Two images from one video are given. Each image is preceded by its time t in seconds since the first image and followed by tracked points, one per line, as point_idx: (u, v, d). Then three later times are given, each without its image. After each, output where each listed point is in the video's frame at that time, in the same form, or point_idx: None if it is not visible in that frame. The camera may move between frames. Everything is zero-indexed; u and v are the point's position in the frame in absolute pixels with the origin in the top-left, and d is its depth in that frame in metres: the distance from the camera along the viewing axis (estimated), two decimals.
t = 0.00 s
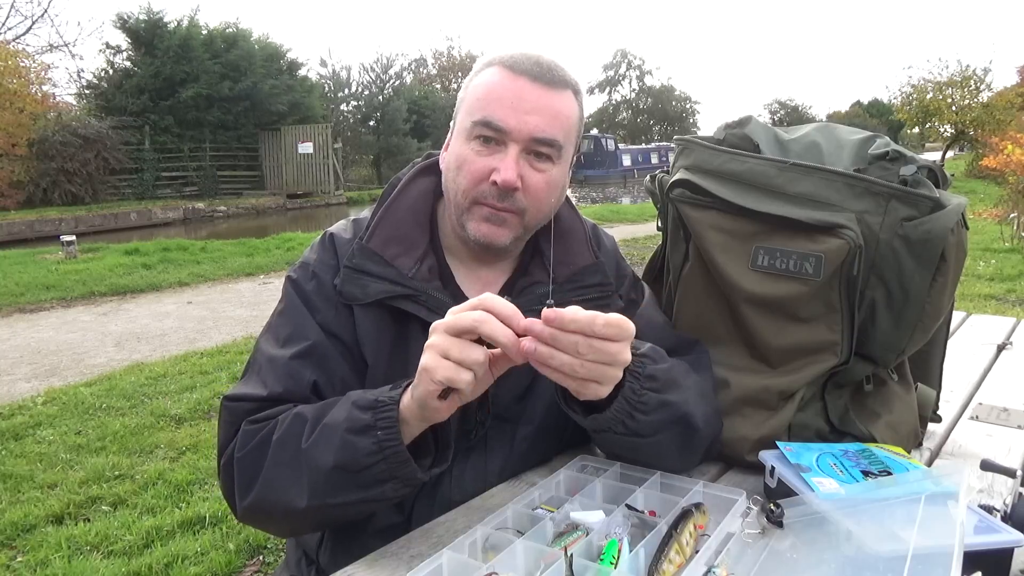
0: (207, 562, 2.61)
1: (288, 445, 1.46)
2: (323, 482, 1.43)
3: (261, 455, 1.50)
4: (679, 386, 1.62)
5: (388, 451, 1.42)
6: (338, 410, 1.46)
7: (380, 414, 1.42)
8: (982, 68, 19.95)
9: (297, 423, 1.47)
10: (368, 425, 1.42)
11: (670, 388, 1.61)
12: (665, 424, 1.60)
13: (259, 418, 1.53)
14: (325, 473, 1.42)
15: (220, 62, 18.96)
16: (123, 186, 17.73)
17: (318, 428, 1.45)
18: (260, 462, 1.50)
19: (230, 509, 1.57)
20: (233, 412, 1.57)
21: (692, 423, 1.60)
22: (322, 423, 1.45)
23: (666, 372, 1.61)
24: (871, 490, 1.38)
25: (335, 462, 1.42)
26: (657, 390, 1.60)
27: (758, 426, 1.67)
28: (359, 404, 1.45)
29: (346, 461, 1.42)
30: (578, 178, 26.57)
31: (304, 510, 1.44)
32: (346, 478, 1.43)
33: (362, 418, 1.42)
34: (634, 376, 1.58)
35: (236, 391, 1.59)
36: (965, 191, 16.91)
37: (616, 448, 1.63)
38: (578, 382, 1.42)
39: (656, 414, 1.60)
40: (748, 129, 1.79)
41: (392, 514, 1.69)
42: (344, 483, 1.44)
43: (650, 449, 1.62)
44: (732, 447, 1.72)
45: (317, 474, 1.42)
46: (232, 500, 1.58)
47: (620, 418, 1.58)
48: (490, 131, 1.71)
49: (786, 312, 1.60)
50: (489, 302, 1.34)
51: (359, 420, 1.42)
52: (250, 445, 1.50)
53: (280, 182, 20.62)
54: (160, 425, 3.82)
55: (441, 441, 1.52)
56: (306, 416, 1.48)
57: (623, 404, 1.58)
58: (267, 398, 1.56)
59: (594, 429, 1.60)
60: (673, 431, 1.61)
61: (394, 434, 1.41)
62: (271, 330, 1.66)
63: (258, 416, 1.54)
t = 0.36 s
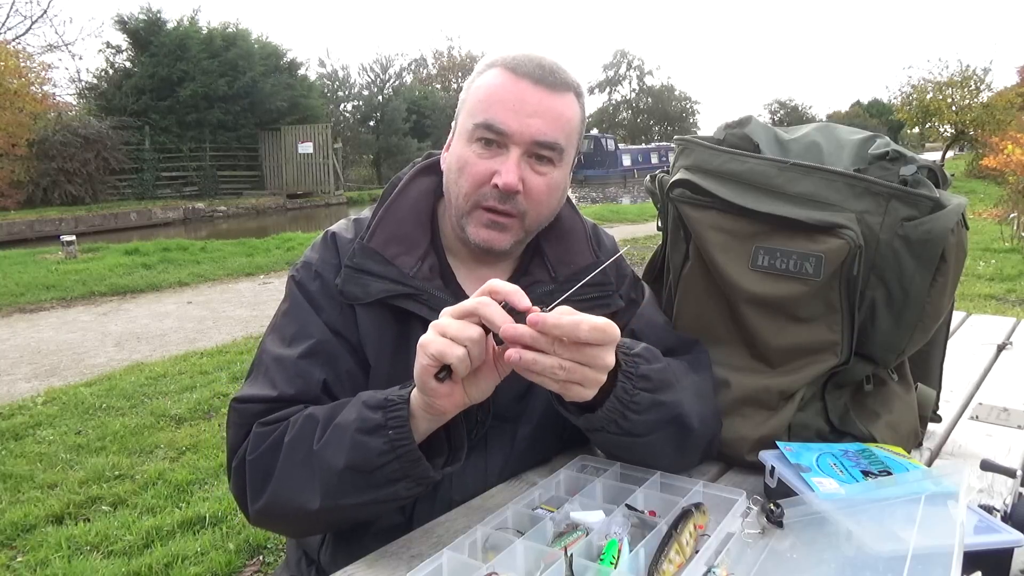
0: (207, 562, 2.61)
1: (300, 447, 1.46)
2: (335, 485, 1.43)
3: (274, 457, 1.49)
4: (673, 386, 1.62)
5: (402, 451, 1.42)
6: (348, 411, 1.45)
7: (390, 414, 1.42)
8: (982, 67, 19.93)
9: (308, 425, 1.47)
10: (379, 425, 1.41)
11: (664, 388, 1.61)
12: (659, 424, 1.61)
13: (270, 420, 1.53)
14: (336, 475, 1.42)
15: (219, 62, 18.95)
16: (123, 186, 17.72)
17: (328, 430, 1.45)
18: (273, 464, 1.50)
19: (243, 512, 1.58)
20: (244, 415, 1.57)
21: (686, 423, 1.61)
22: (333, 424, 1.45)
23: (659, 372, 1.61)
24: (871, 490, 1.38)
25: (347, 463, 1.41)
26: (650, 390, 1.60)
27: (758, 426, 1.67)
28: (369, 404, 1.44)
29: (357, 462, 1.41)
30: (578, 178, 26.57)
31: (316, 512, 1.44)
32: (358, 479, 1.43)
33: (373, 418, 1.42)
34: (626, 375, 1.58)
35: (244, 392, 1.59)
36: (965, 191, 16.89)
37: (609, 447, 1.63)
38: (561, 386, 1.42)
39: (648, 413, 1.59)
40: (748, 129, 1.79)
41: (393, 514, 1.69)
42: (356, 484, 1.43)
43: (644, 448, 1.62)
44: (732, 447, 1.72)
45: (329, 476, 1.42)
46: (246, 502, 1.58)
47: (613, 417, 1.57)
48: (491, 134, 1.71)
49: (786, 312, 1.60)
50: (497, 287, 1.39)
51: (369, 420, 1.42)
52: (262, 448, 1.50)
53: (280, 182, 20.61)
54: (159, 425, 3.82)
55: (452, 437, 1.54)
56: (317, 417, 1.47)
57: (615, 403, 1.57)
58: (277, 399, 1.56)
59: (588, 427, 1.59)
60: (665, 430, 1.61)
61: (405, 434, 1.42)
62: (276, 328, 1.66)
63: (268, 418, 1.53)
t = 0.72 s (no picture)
0: (207, 562, 2.61)
1: (289, 439, 1.46)
2: (322, 474, 1.43)
3: (265, 451, 1.50)
4: (686, 387, 1.62)
5: (385, 438, 1.42)
6: (335, 401, 1.45)
7: (376, 401, 1.42)
8: (982, 68, 19.94)
9: (297, 418, 1.47)
10: (364, 413, 1.41)
11: (677, 388, 1.61)
12: (671, 423, 1.60)
13: (262, 416, 1.54)
14: (323, 464, 1.42)
15: (219, 62, 18.96)
16: (122, 186, 17.72)
17: (316, 420, 1.45)
18: (265, 458, 1.50)
19: (239, 509, 1.58)
20: (238, 413, 1.57)
21: (697, 423, 1.61)
22: (321, 415, 1.45)
23: (672, 370, 1.62)
24: (871, 490, 1.38)
25: (332, 451, 1.42)
26: (664, 388, 1.61)
27: (758, 426, 1.67)
28: (355, 393, 1.44)
29: (343, 450, 1.42)
30: (578, 178, 26.58)
31: (305, 503, 1.44)
32: (345, 468, 1.44)
33: (358, 406, 1.42)
34: (643, 373, 1.59)
35: (241, 391, 1.59)
36: (965, 191, 16.90)
37: (618, 446, 1.63)
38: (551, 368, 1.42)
39: (662, 413, 1.60)
40: (748, 129, 1.79)
41: (393, 513, 1.69)
42: (343, 473, 1.44)
43: (655, 448, 1.61)
44: (733, 447, 1.72)
45: (317, 466, 1.42)
46: (241, 500, 1.58)
47: (629, 415, 1.58)
48: (495, 140, 1.71)
49: (786, 312, 1.60)
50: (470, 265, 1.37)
51: (355, 408, 1.42)
52: (254, 443, 1.51)
53: (280, 182, 20.62)
54: (160, 425, 3.82)
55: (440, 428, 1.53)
56: (306, 409, 1.48)
57: (632, 401, 1.58)
58: (272, 397, 1.56)
59: (602, 426, 1.60)
60: (678, 431, 1.61)
61: (390, 421, 1.41)
62: (274, 328, 1.67)
63: (262, 414, 1.54)
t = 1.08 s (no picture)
0: (207, 562, 2.61)
1: (297, 428, 1.46)
2: (331, 462, 1.43)
3: (271, 442, 1.49)
4: (693, 388, 1.61)
5: (395, 427, 1.42)
6: (345, 390, 1.45)
7: (388, 390, 1.42)
8: (982, 68, 19.93)
9: (304, 408, 1.48)
10: (376, 402, 1.41)
11: (684, 389, 1.60)
12: (678, 424, 1.59)
13: (267, 408, 1.53)
14: (332, 452, 1.42)
15: (219, 62, 18.96)
16: (122, 186, 17.72)
17: (325, 409, 1.46)
18: (269, 449, 1.50)
19: (239, 504, 1.57)
20: (241, 406, 1.57)
21: (704, 424, 1.60)
22: (330, 405, 1.45)
23: (681, 372, 1.61)
24: (871, 490, 1.38)
25: (342, 440, 1.41)
26: (672, 389, 1.60)
27: (759, 426, 1.67)
28: (366, 381, 1.44)
29: (352, 438, 1.42)
30: (578, 178, 26.59)
31: (313, 493, 1.43)
32: (353, 457, 1.43)
33: (370, 394, 1.42)
34: (651, 374, 1.59)
35: (243, 384, 1.59)
36: (965, 191, 16.90)
37: (626, 448, 1.63)
38: (553, 366, 1.43)
39: (670, 414, 1.59)
40: (748, 129, 1.79)
41: (392, 512, 1.69)
42: (352, 462, 1.44)
43: (662, 450, 1.61)
44: (733, 447, 1.72)
45: (326, 454, 1.42)
46: (242, 495, 1.57)
47: (637, 418, 1.59)
48: (496, 142, 1.70)
49: (786, 312, 1.60)
50: (501, 266, 1.40)
51: (366, 397, 1.42)
52: (259, 433, 1.50)
53: (280, 182, 20.63)
54: (159, 425, 3.82)
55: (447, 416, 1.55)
56: (315, 400, 1.48)
57: (641, 403, 1.59)
58: (276, 389, 1.56)
59: (609, 429, 1.61)
60: (685, 432, 1.60)
61: (402, 410, 1.42)
62: (277, 325, 1.67)
63: (266, 407, 1.54)
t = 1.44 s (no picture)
0: (207, 562, 2.61)
1: (289, 424, 1.46)
2: (324, 456, 1.43)
3: (264, 438, 1.50)
4: (710, 391, 1.60)
5: (388, 421, 1.41)
6: (339, 384, 1.45)
7: (381, 384, 1.42)
8: (982, 68, 19.92)
9: (298, 404, 1.47)
10: (369, 395, 1.41)
11: (703, 393, 1.59)
12: (697, 429, 1.58)
13: (262, 405, 1.54)
14: (325, 446, 1.42)
15: (219, 61, 18.95)
16: (122, 186, 17.72)
17: (318, 404, 1.46)
18: (264, 446, 1.50)
19: (235, 502, 1.57)
20: (237, 405, 1.57)
21: (718, 427, 1.61)
22: (323, 399, 1.45)
23: (700, 377, 1.59)
24: (871, 490, 1.38)
25: (335, 434, 1.41)
26: (694, 394, 1.58)
27: (758, 426, 1.67)
28: (359, 376, 1.44)
29: (345, 432, 1.41)
30: (578, 178, 26.59)
31: (305, 488, 1.43)
32: (347, 451, 1.43)
33: (363, 389, 1.42)
34: (673, 379, 1.57)
35: (239, 383, 1.60)
36: (965, 191, 16.89)
37: (642, 451, 1.62)
38: (586, 365, 1.43)
39: (690, 420, 1.57)
40: (748, 129, 1.79)
41: (390, 512, 1.70)
42: (345, 457, 1.44)
43: (678, 454, 1.61)
44: (734, 447, 1.72)
45: (318, 448, 1.42)
46: (237, 493, 1.57)
47: (658, 423, 1.58)
48: (488, 137, 1.71)
49: (787, 312, 1.60)
50: (490, 263, 1.38)
51: (359, 391, 1.42)
52: (253, 431, 1.50)
53: (280, 182, 20.62)
54: (159, 425, 3.82)
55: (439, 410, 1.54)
56: (308, 395, 1.48)
57: (663, 408, 1.58)
58: (272, 388, 1.57)
59: (630, 433, 1.60)
60: (702, 435, 1.60)
61: (394, 403, 1.41)
62: (276, 325, 1.67)
63: (260, 404, 1.54)
